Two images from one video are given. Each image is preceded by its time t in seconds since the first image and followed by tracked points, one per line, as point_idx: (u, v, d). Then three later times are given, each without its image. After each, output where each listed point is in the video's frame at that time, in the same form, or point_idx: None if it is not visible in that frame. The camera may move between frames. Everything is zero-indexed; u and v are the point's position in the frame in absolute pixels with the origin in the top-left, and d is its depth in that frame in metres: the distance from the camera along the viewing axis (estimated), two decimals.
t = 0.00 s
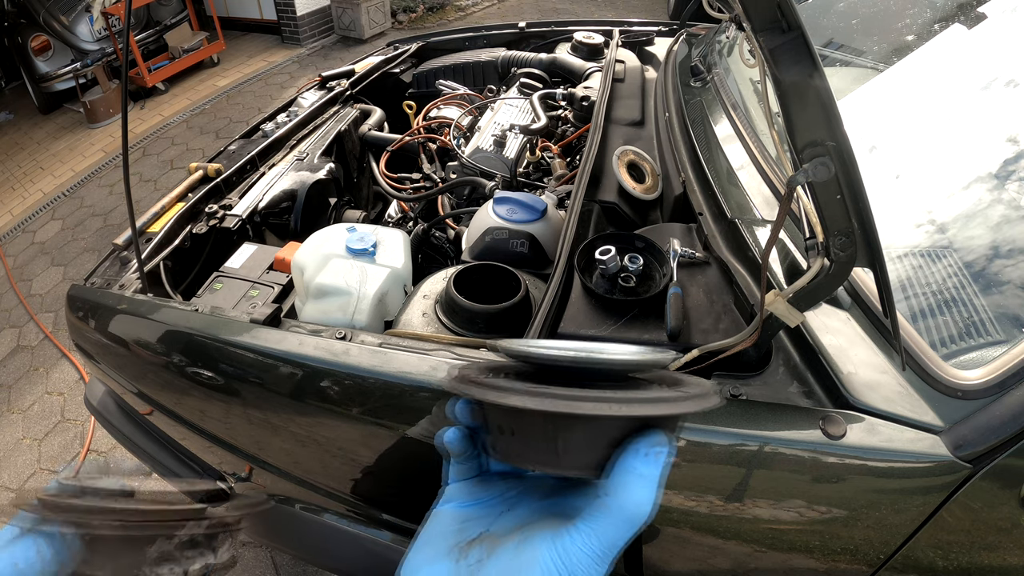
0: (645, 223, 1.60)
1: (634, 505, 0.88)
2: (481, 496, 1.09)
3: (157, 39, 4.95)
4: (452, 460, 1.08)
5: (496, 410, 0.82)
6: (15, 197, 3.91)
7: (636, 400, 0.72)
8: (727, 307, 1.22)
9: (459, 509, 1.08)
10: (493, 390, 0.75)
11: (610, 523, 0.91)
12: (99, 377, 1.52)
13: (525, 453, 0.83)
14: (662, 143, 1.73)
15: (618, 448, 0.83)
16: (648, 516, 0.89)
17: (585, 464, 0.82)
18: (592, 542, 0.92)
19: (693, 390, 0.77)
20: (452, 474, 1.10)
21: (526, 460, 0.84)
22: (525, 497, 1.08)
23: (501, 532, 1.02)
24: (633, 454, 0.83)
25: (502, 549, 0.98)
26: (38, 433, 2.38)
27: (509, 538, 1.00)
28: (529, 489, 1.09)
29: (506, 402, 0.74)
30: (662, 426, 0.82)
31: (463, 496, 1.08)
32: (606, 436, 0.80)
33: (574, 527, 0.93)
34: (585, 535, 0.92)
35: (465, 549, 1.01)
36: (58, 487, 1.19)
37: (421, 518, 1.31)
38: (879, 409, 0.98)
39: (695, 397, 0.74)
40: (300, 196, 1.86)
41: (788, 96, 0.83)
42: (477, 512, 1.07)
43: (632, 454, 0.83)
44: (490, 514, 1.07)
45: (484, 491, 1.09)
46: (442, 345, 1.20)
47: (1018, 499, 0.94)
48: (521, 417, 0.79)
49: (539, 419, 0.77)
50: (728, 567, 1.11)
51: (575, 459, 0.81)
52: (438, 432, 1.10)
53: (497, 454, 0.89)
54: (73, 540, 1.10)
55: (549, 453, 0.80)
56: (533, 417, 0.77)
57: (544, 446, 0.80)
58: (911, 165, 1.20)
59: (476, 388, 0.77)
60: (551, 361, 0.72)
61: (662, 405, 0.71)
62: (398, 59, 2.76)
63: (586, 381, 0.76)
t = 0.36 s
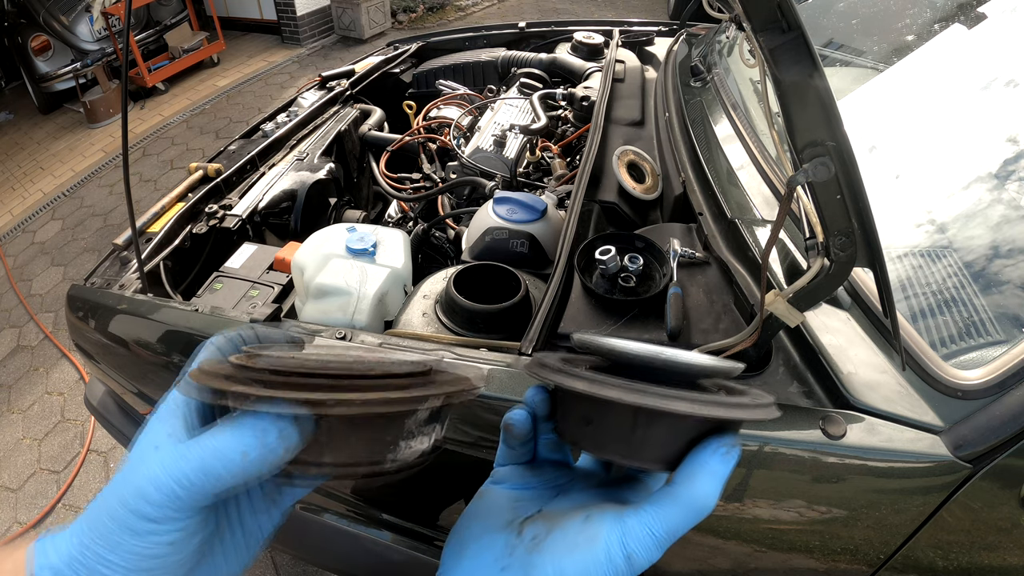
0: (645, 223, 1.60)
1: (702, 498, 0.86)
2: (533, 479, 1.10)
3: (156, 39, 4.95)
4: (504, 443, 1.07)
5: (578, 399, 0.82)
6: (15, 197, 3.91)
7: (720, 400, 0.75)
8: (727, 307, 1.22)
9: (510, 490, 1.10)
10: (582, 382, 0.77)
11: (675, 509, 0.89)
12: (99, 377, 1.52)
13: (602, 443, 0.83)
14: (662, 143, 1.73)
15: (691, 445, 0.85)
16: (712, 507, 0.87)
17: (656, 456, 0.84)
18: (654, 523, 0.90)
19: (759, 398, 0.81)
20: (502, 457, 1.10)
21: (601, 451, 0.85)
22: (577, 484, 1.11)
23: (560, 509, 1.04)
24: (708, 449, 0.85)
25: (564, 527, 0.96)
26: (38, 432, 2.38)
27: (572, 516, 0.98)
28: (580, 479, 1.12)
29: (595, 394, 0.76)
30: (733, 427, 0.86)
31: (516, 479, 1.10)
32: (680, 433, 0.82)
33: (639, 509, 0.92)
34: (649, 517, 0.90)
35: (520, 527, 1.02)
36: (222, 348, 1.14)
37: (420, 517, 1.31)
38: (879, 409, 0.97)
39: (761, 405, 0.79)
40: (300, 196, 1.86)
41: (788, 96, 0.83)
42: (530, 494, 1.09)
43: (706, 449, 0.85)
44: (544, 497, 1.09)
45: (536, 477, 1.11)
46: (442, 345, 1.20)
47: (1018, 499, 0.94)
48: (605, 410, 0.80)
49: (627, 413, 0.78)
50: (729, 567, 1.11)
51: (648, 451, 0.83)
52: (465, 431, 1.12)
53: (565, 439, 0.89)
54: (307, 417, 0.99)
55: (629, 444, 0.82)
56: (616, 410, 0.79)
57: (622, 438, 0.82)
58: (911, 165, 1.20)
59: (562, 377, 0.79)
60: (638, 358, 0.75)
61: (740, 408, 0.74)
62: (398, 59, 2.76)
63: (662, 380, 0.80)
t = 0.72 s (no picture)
0: (645, 223, 1.60)
1: (702, 493, 0.86)
2: (535, 481, 1.11)
3: (157, 39, 4.95)
4: (501, 447, 1.11)
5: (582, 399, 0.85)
6: (15, 197, 3.91)
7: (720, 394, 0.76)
8: (727, 307, 1.22)
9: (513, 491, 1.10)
10: (581, 381, 0.78)
11: (676, 505, 0.89)
12: (99, 377, 1.52)
13: (605, 444, 0.85)
14: (662, 143, 1.73)
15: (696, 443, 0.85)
16: (712, 505, 0.87)
17: (663, 455, 0.85)
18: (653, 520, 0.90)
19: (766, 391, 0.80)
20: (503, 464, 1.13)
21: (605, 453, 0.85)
22: (580, 486, 1.09)
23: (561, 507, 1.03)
24: (714, 447, 0.84)
25: (563, 521, 0.97)
26: (38, 433, 2.38)
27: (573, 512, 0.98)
28: (583, 482, 1.10)
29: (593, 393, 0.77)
30: (742, 426, 0.86)
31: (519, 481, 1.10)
32: (684, 430, 0.83)
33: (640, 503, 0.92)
34: (650, 513, 0.90)
35: (520, 524, 1.02)
36: (277, 322, 1.06)
37: (420, 518, 1.31)
38: (879, 409, 0.97)
39: (768, 396, 0.78)
40: (300, 196, 1.86)
41: (788, 97, 0.83)
42: (532, 494, 1.09)
43: (711, 446, 0.84)
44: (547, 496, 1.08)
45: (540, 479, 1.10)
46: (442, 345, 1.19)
47: (1019, 499, 0.94)
48: (608, 409, 0.82)
49: (628, 410, 0.80)
50: (728, 567, 1.11)
51: (652, 449, 0.84)
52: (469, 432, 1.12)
53: (571, 444, 0.91)
54: (364, 383, 0.84)
55: (633, 443, 0.83)
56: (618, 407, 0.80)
57: (624, 436, 0.83)
58: (911, 165, 1.20)
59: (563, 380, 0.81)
60: (635, 356, 0.77)
61: (743, 400, 0.75)
62: (398, 59, 2.76)
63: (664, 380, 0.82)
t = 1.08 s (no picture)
0: (645, 223, 1.60)
1: (700, 501, 0.86)
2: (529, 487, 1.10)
3: (157, 39, 4.95)
4: (493, 449, 1.13)
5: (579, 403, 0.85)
6: (15, 197, 3.91)
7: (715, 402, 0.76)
8: (727, 307, 1.22)
9: (507, 497, 1.11)
10: (577, 384, 0.79)
11: (673, 514, 0.89)
12: (99, 377, 1.52)
13: (600, 449, 0.85)
14: (662, 143, 1.73)
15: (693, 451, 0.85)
16: (710, 513, 0.88)
17: (656, 461, 0.85)
18: (653, 533, 0.90)
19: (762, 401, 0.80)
20: (495, 468, 1.14)
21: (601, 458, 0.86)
22: (578, 490, 1.08)
23: (556, 515, 1.02)
24: (710, 456, 0.84)
25: (559, 532, 0.96)
26: (38, 433, 2.38)
27: (568, 521, 0.97)
28: (579, 486, 1.10)
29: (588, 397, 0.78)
30: (738, 434, 0.85)
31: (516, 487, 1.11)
32: (679, 436, 0.83)
33: (637, 515, 0.91)
34: (648, 524, 0.90)
35: (516, 533, 1.01)
36: (290, 337, 1.07)
37: (420, 517, 1.31)
38: (879, 409, 0.97)
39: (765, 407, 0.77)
40: (300, 196, 1.86)
41: (788, 97, 0.83)
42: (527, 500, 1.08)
43: (709, 454, 0.84)
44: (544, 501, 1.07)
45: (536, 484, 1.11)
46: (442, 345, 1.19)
47: (1019, 499, 0.94)
48: (604, 412, 0.83)
49: (622, 414, 0.80)
50: (728, 567, 1.11)
51: (647, 455, 0.84)
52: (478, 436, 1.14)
53: (568, 448, 0.91)
54: (374, 403, 0.85)
55: (626, 448, 0.83)
56: (614, 411, 0.81)
57: (619, 441, 0.83)
58: (910, 165, 1.20)
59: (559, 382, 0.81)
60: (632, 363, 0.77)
61: (735, 409, 0.74)
62: (398, 59, 2.76)
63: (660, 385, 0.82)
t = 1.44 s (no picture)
0: (645, 223, 1.60)
1: (706, 499, 0.86)
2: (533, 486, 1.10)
3: (157, 39, 4.95)
4: (499, 445, 1.12)
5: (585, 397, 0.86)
6: (15, 197, 3.91)
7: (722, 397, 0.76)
8: (727, 307, 1.22)
9: (513, 494, 1.11)
10: (582, 377, 0.79)
11: (680, 513, 0.89)
12: (99, 377, 1.52)
13: (605, 443, 0.85)
14: (662, 143, 1.73)
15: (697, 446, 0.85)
16: (717, 511, 0.88)
17: (661, 457, 0.85)
18: (658, 530, 0.90)
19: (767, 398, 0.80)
20: (502, 465, 1.13)
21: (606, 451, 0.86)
22: (581, 489, 1.08)
23: (562, 513, 1.02)
24: (717, 453, 0.84)
25: (566, 529, 0.96)
26: (38, 433, 2.38)
27: (576, 519, 0.97)
28: (583, 485, 1.09)
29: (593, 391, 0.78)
30: (743, 430, 0.86)
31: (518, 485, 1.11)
32: (684, 431, 0.83)
33: (643, 512, 0.91)
34: (654, 521, 0.90)
35: (522, 530, 1.01)
36: (301, 331, 1.07)
37: (420, 517, 1.33)
38: (879, 409, 0.97)
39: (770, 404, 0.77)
40: (300, 196, 1.86)
41: (788, 97, 0.83)
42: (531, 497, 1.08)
43: (715, 451, 0.84)
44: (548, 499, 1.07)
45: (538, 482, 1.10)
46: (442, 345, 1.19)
47: (1019, 499, 0.94)
48: (610, 407, 0.83)
49: (628, 408, 0.80)
50: (728, 567, 1.11)
51: (652, 451, 0.84)
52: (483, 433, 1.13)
53: (573, 441, 0.91)
54: (386, 384, 0.88)
55: (631, 442, 0.83)
56: (620, 405, 0.81)
57: (624, 434, 0.83)
58: (910, 165, 1.20)
59: (564, 375, 0.82)
60: (638, 357, 0.78)
61: (741, 406, 0.75)
62: (398, 59, 2.76)
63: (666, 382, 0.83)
